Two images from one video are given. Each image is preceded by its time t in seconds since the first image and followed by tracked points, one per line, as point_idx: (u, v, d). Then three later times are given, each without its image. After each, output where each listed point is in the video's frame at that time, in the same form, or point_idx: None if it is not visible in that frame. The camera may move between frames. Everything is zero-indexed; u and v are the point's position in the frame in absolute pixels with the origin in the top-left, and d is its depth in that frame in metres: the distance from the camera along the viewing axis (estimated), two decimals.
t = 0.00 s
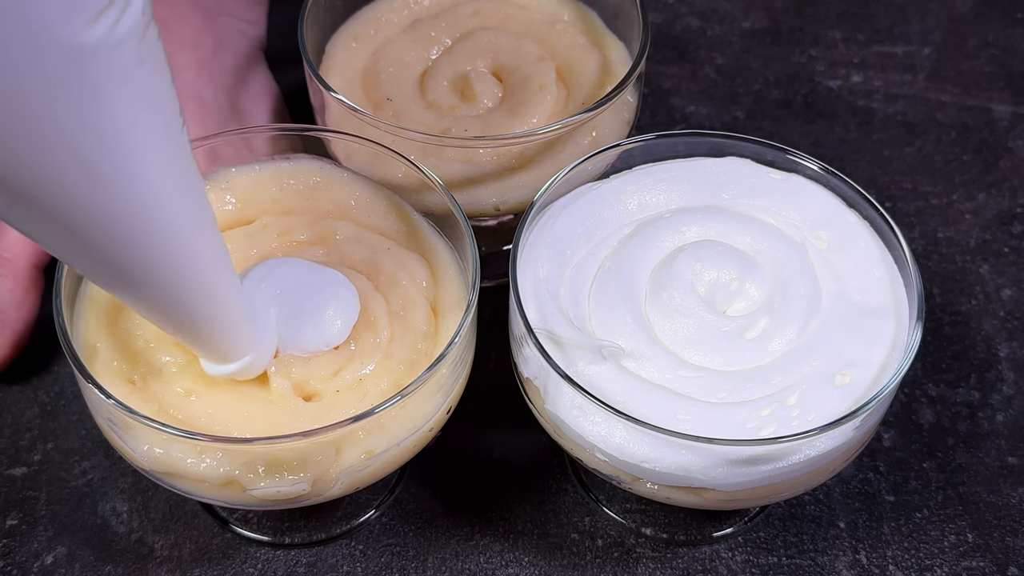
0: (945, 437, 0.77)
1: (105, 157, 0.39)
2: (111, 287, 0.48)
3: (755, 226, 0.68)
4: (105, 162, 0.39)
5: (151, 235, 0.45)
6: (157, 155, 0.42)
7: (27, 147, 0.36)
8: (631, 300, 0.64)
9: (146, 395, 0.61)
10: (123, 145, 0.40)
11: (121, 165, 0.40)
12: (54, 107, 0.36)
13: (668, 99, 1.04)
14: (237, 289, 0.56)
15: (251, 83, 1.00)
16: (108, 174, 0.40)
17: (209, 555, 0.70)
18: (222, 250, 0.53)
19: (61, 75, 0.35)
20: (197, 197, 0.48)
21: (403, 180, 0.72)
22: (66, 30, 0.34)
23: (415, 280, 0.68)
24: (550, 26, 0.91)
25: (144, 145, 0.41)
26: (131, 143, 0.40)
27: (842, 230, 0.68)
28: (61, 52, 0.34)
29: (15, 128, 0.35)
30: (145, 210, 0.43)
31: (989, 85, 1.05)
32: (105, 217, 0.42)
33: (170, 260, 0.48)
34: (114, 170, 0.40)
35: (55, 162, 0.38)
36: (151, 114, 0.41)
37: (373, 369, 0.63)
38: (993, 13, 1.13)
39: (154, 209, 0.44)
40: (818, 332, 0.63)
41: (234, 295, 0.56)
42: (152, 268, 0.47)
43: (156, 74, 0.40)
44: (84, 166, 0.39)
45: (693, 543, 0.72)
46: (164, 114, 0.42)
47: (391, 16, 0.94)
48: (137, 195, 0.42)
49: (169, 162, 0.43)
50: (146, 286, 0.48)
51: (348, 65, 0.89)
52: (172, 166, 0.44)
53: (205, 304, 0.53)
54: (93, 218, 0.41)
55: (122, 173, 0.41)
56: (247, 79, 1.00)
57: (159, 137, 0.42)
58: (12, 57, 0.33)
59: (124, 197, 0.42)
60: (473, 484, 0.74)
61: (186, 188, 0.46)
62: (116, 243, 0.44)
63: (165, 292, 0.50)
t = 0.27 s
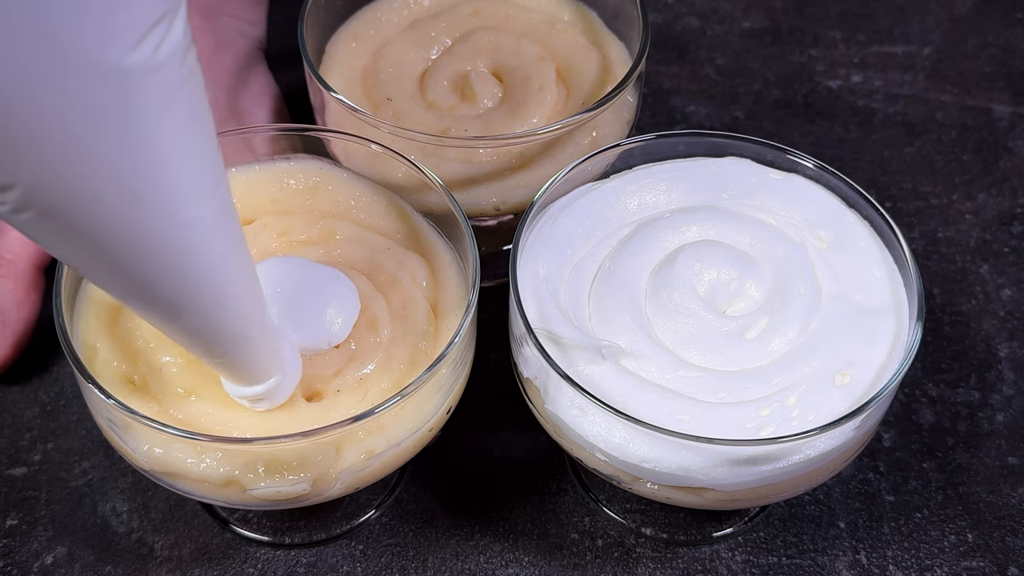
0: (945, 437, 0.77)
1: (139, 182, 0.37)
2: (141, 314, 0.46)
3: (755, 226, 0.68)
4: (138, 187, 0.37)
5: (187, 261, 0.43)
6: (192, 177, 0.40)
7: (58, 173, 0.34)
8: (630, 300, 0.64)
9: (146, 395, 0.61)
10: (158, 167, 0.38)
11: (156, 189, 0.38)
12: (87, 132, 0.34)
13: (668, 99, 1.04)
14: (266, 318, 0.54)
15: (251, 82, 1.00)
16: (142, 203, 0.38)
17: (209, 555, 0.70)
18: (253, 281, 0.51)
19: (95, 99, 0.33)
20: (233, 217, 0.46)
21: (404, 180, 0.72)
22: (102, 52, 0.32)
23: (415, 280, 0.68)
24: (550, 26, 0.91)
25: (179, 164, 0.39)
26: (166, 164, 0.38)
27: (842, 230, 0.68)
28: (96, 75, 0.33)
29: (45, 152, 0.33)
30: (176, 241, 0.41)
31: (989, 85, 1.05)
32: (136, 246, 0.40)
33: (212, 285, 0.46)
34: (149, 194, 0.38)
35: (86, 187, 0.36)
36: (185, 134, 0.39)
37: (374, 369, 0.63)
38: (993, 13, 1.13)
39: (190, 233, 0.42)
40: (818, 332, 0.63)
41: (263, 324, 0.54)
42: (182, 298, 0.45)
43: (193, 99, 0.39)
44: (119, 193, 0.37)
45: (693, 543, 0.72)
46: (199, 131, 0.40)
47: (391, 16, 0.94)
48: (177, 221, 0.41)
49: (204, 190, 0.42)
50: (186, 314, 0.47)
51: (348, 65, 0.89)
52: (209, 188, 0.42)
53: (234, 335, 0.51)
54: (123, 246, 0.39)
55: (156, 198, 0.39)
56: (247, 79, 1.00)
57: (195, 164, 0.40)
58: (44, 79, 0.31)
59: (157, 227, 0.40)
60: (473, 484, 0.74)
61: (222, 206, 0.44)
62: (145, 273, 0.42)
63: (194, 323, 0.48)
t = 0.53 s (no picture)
0: (945, 437, 0.77)
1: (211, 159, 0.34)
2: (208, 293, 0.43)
3: (755, 227, 0.68)
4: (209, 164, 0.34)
5: (253, 244, 0.40)
6: (260, 152, 0.37)
7: (135, 149, 0.31)
8: (630, 300, 0.64)
9: (146, 395, 0.61)
10: (230, 142, 0.34)
11: (226, 165, 0.35)
12: (165, 107, 0.31)
13: (668, 99, 1.04)
14: (325, 297, 0.51)
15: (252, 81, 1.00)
16: (213, 180, 0.35)
17: (209, 555, 0.70)
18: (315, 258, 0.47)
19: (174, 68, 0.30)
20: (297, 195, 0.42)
21: (404, 180, 0.72)
22: (178, 16, 0.29)
23: (415, 279, 0.68)
24: (550, 25, 0.91)
25: (248, 138, 0.35)
26: (237, 138, 0.35)
27: (843, 230, 0.68)
28: (176, 44, 0.29)
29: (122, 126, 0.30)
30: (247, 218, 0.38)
31: (989, 85, 1.05)
32: (206, 225, 0.36)
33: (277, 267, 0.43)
34: (219, 171, 0.35)
35: (162, 164, 0.32)
36: (254, 104, 0.35)
37: (374, 369, 0.63)
38: (993, 13, 1.13)
39: (258, 213, 0.38)
40: (818, 332, 0.63)
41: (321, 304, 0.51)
42: (251, 280, 0.42)
43: (261, 66, 0.35)
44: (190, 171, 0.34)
45: (692, 543, 0.72)
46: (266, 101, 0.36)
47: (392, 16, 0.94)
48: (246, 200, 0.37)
49: (271, 161, 0.38)
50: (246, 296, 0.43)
51: (348, 65, 0.89)
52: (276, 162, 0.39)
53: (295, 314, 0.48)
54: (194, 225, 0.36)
55: (226, 175, 0.35)
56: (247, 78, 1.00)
57: (262, 138, 0.36)
58: (121, 49, 0.28)
59: (227, 205, 0.36)
60: (473, 484, 0.74)
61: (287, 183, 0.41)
62: (215, 253, 0.38)
63: (259, 303, 0.44)
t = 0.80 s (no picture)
0: (945, 437, 0.77)
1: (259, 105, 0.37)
2: (249, 238, 0.46)
3: (756, 226, 0.68)
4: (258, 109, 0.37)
5: (297, 186, 0.43)
6: (300, 97, 0.40)
7: (191, 95, 0.34)
8: (630, 300, 0.64)
9: (146, 395, 0.61)
10: (274, 86, 0.37)
11: (273, 109, 0.38)
12: (219, 53, 0.34)
13: (668, 99, 1.04)
14: (359, 245, 0.54)
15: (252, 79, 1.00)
16: (260, 125, 0.38)
17: (209, 555, 0.70)
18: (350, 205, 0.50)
19: (221, 15, 0.33)
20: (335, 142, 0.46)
21: (404, 180, 0.72)
22: None
23: (415, 280, 0.68)
24: (551, 25, 0.91)
25: (290, 85, 0.38)
26: (280, 84, 0.38)
27: (843, 230, 0.68)
28: None
29: (177, 72, 0.33)
30: (286, 159, 0.41)
31: (989, 85, 1.05)
32: (253, 167, 0.40)
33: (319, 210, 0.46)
34: (266, 115, 0.38)
35: (212, 108, 0.35)
36: (295, 51, 0.38)
37: (374, 369, 0.63)
38: (993, 13, 1.13)
39: (301, 156, 0.42)
40: (818, 332, 0.63)
41: (355, 254, 0.53)
42: (293, 221, 0.45)
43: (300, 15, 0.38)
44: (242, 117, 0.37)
45: (692, 543, 0.72)
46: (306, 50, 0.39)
47: (392, 16, 0.94)
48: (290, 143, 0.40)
49: (310, 108, 0.41)
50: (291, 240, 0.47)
51: (348, 65, 0.89)
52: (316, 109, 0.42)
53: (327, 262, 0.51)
54: (237, 166, 0.39)
55: (272, 119, 0.38)
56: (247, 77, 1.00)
57: (303, 84, 0.40)
58: None
59: (272, 148, 0.39)
60: (473, 484, 0.74)
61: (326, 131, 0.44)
62: (261, 194, 0.42)
63: (300, 245, 0.48)
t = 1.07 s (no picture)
0: (945, 436, 0.77)
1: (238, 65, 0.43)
2: (231, 185, 0.52)
3: (756, 226, 0.68)
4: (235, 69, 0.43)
5: (272, 141, 0.48)
6: (279, 61, 0.45)
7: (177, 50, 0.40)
8: (630, 300, 0.64)
9: (146, 395, 0.61)
10: (252, 49, 0.43)
11: (249, 70, 0.43)
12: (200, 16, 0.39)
13: (668, 99, 1.04)
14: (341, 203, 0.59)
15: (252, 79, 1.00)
16: (238, 82, 0.43)
17: (209, 555, 0.70)
18: (330, 164, 0.55)
19: None
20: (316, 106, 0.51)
21: (404, 180, 0.72)
22: None
23: (415, 280, 0.68)
24: (550, 25, 0.91)
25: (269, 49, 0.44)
26: (258, 47, 0.43)
27: (843, 230, 0.68)
28: None
29: (162, 31, 0.38)
30: (262, 117, 0.46)
31: (989, 85, 1.05)
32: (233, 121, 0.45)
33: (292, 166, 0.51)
34: (244, 75, 0.43)
35: (195, 65, 0.41)
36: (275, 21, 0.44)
37: (374, 369, 0.63)
38: (993, 13, 1.13)
39: (277, 113, 0.47)
40: (818, 332, 0.63)
41: (335, 213, 0.59)
42: (269, 171, 0.51)
43: None
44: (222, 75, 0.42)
45: (692, 543, 0.72)
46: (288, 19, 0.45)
47: (392, 16, 0.94)
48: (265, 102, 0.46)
49: (290, 71, 0.47)
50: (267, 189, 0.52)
51: (348, 65, 0.89)
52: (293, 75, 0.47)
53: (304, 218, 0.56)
54: (218, 120, 0.45)
55: (250, 78, 0.44)
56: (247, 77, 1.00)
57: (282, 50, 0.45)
58: None
59: (249, 105, 0.45)
60: (473, 484, 0.74)
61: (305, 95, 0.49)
62: (240, 144, 0.47)
63: (277, 194, 0.53)
